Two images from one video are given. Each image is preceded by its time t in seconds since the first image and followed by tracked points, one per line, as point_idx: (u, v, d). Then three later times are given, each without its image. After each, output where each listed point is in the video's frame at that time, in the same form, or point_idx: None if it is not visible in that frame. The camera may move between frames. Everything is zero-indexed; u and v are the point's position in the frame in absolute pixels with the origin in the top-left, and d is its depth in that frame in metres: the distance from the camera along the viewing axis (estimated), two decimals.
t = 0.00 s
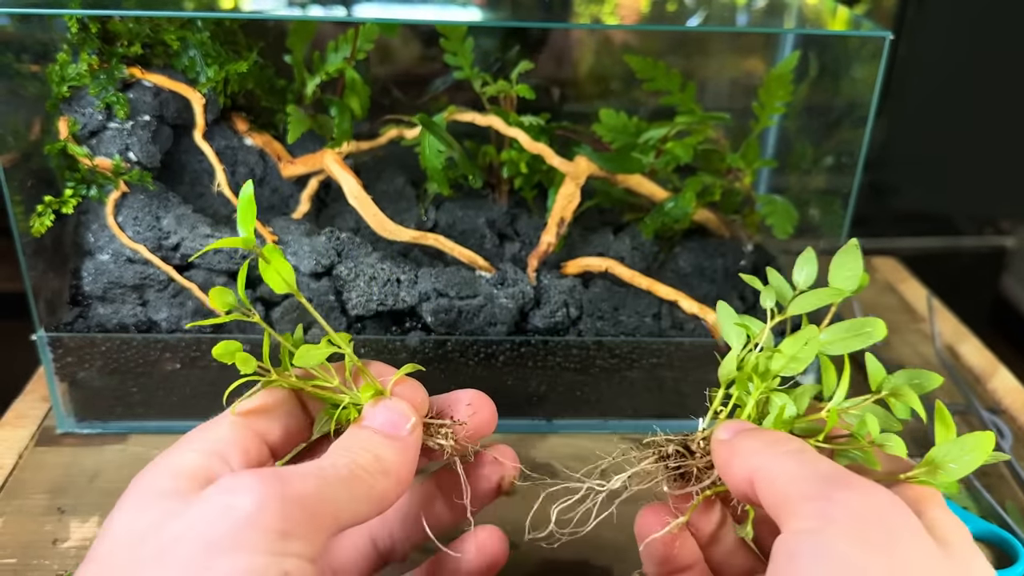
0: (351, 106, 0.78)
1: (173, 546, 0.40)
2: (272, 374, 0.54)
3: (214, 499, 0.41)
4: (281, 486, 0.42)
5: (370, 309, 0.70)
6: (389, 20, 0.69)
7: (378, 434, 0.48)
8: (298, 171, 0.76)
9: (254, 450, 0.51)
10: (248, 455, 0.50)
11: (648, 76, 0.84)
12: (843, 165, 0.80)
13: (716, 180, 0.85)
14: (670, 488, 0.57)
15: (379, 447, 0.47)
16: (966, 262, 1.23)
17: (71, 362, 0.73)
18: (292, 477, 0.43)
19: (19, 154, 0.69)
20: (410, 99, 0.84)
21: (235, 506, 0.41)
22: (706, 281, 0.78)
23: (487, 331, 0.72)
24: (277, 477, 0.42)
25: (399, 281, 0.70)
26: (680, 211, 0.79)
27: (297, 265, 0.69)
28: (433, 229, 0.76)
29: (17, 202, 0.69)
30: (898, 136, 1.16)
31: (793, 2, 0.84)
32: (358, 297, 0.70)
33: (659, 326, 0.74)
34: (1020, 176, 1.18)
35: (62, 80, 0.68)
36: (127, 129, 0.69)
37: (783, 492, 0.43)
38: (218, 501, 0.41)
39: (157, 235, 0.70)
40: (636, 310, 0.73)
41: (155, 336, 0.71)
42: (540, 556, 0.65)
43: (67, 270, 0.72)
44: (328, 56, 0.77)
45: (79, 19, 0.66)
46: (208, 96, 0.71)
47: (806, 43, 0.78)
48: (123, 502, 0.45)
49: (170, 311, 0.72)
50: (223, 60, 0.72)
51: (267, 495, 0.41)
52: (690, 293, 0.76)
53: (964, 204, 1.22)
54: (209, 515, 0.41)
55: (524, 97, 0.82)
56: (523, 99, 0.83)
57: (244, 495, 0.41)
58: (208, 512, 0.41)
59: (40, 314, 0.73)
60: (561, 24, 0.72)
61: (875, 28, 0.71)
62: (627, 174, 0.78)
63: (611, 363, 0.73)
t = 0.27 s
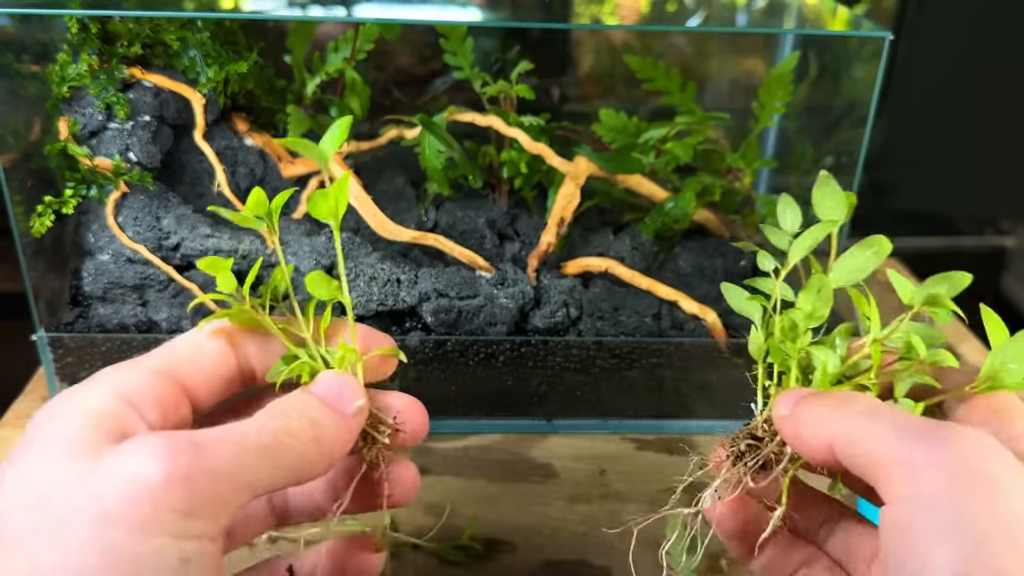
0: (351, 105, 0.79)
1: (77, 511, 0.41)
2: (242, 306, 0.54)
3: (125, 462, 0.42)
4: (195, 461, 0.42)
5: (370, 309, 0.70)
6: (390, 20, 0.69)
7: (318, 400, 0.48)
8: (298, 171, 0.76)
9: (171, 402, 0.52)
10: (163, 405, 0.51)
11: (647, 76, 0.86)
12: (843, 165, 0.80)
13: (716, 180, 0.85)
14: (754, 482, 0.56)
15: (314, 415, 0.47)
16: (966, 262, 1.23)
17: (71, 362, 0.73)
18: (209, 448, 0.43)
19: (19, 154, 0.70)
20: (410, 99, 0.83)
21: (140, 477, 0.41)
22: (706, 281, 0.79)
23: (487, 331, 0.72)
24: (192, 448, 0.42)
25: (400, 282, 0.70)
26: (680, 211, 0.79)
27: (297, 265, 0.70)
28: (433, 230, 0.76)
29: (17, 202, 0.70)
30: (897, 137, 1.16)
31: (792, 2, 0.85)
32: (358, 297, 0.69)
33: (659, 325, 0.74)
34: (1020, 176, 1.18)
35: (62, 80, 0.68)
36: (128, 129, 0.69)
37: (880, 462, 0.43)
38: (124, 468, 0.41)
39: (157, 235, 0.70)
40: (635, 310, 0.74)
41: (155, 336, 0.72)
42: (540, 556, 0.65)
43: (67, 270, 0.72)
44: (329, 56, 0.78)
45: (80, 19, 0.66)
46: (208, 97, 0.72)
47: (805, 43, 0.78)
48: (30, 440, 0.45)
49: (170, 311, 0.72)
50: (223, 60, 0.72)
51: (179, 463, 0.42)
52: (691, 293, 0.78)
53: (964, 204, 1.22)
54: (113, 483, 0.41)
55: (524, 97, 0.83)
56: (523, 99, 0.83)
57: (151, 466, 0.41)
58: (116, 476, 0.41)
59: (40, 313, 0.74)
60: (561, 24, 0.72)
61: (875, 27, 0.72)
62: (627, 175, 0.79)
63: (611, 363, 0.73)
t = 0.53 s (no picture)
0: (350, 105, 0.77)
1: (157, 485, 0.46)
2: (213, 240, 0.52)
3: (198, 456, 0.46)
4: (255, 465, 0.45)
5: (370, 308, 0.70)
6: (389, 19, 0.69)
7: (351, 356, 0.47)
8: (298, 171, 0.75)
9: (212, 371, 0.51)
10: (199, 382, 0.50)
11: (648, 76, 0.84)
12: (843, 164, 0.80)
13: (716, 180, 0.84)
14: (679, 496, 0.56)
15: (352, 376, 0.46)
16: (967, 262, 1.23)
17: (71, 362, 0.73)
18: (268, 454, 0.45)
19: (19, 154, 0.69)
20: (410, 99, 0.85)
21: (210, 469, 0.45)
22: (707, 280, 0.79)
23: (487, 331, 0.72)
24: (252, 452, 0.45)
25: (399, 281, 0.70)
26: (680, 211, 0.78)
27: (297, 265, 0.70)
28: (433, 229, 0.76)
29: (17, 202, 0.70)
30: (897, 136, 1.16)
31: (792, 2, 0.84)
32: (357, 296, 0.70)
33: (659, 326, 0.74)
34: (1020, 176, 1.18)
35: (61, 80, 0.67)
36: (128, 129, 0.69)
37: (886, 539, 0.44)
38: (200, 458, 0.46)
39: (157, 235, 0.70)
40: (635, 310, 0.73)
41: (155, 336, 0.71)
42: (540, 555, 0.64)
43: (68, 270, 0.73)
44: (328, 56, 0.76)
45: (79, 18, 0.66)
46: (208, 96, 0.71)
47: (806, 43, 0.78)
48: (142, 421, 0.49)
49: (170, 311, 0.71)
50: (223, 60, 0.72)
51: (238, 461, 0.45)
52: (691, 293, 0.78)
53: (964, 204, 1.22)
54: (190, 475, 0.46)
55: (523, 97, 0.80)
56: (523, 99, 0.83)
57: (221, 463, 0.45)
58: (191, 468, 0.46)
59: (40, 314, 0.74)
60: (561, 24, 0.72)
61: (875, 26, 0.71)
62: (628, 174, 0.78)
63: (611, 362, 0.73)
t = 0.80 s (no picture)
0: (350, 105, 0.77)
1: (197, 550, 0.47)
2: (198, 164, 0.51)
3: (245, 520, 0.47)
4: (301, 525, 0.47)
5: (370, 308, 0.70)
6: (389, 20, 0.69)
7: (395, 409, 0.47)
8: (297, 171, 0.76)
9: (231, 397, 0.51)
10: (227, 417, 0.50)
11: (648, 75, 0.84)
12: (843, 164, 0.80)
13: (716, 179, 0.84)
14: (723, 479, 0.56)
15: (396, 433, 0.47)
16: (966, 262, 1.23)
17: (71, 362, 0.73)
18: (314, 517, 0.47)
19: (19, 154, 0.69)
20: (410, 99, 0.85)
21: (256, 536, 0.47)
22: (707, 280, 0.79)
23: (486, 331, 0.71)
24: (299, 517, 0.47)
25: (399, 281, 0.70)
26: (681, 212, 0.79)
27: (298, 265, 0.70)
28: (432, 229, 0.76)
29: (17, 202, 0.70)
30: (897, 136, 1.16)
31: (792, 2, 0.84)
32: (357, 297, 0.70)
33: (659, 325, 0.74)
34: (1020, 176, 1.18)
35: (62, 80, 0.67)
36: (128, 129, 0.69)
37: None
38: (244, 526, 0.47)
39: (157, 235, 0.70)
40: (635, 310, 0.73)
41: (155, 336, 0.71)
42: (539, 555, 0.64)
43: (67, 270, 0.72)
44: (329, 55, 0.77)
45: (79, 18, 0.66)
46: (208, 96, 0.71)
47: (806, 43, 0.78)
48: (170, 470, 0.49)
49: (170, 311, 0.71)
50: (223, 60, 0.72)
51: (288, 524, 0.47)
52: (691, 292, 0.78)
53: (964, 204, 1.22)
54: (234, 539, 0.47)
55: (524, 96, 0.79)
56: (523, 99, 0.83)
57: (267, 529, 0.47)
58: (236, 531, 0.47)
59: (40, 314, 0.74)
60: (561, 24, 0.72)
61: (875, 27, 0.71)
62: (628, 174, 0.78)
63: (611, 362, 0.73)
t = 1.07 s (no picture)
0: (350, 105, 0.76)
1: (215, 560, 0.46)
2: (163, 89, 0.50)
3: (268, 530, 0.46)
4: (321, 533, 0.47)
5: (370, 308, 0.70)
6: (389, 20, 0.69)
7: (411, 415, 0.47)
8: (297, 171, 0.76)
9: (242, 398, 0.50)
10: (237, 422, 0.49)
11: (648, 75, 0.84)
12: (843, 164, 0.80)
13: (716, 179, 0.84)
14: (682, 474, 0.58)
15: (415, 438, 0.48)
16: (966, 262, 1.23)
17: (71, 362, 0.73)
18: (334, 524, 0.47)
19: (19, 154, 0.69)
20: (410, 99, 0.85)
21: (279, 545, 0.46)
22: (707, 280, 0.79)
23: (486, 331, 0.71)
24: (321, 524, 0.47)
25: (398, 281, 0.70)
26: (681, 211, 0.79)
27: (298, 265, 0.70)
28: (432, 229, 0.76)
29: (17, 202, 0.70)
30: (897, 137, 1.16)
31: (792, 2, 0.84)
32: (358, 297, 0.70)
33: (660, 326, 0.74)
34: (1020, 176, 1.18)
35: (62, 80, 0.67)
36: (127, 129, 0.69)
37: None
38: (266, 535, 0.46)
39: (157, 235, 0.70)
40: (635, 311, 0.73)
41: (155, 336, 0.71)
42: (539, 555, 0.64)
43: (67, 270, 0.72)
44: (328, 55, 0.76)
45: (79, 18, 0.66)
46: (208, 96, 0.71)
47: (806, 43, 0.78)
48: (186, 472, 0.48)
49: (170, 311, 0.71)
50: (223, 60, 0.72)
51: (310, 532, 0.47)
52: (691, 293, 0.78)
53: (964, 204, 1.22)
54: (257, 548, 0.46)
55: (524, 96, 0.79)
56: (523, 99, 0.83)
57: (291, 537, 0.46)
58: (259, 541, 0.46)
59: (40, 314, 0.74)
60: (561, 24, 0.72)
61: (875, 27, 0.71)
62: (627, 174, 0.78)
63: (611, 362, 0.73)
